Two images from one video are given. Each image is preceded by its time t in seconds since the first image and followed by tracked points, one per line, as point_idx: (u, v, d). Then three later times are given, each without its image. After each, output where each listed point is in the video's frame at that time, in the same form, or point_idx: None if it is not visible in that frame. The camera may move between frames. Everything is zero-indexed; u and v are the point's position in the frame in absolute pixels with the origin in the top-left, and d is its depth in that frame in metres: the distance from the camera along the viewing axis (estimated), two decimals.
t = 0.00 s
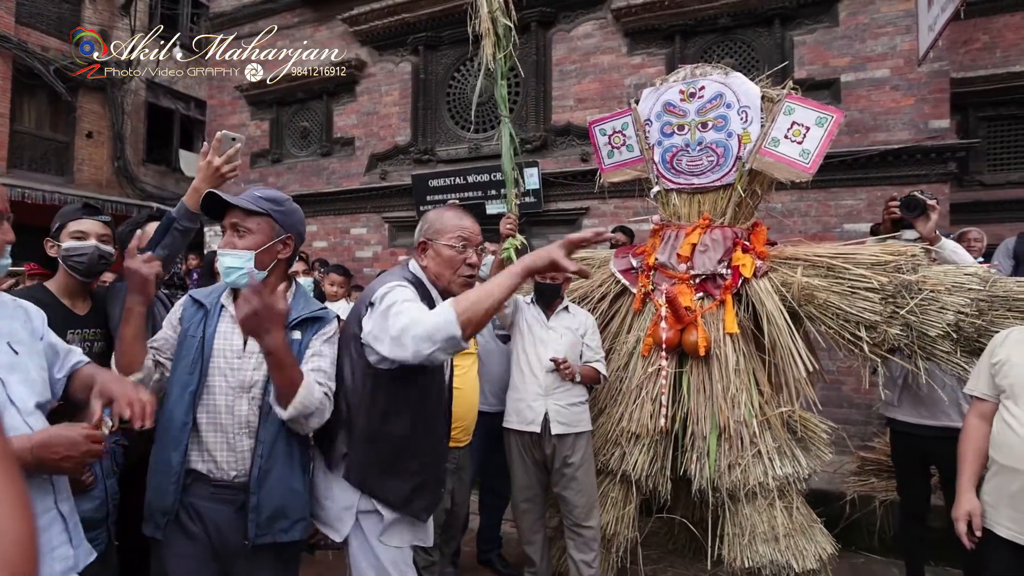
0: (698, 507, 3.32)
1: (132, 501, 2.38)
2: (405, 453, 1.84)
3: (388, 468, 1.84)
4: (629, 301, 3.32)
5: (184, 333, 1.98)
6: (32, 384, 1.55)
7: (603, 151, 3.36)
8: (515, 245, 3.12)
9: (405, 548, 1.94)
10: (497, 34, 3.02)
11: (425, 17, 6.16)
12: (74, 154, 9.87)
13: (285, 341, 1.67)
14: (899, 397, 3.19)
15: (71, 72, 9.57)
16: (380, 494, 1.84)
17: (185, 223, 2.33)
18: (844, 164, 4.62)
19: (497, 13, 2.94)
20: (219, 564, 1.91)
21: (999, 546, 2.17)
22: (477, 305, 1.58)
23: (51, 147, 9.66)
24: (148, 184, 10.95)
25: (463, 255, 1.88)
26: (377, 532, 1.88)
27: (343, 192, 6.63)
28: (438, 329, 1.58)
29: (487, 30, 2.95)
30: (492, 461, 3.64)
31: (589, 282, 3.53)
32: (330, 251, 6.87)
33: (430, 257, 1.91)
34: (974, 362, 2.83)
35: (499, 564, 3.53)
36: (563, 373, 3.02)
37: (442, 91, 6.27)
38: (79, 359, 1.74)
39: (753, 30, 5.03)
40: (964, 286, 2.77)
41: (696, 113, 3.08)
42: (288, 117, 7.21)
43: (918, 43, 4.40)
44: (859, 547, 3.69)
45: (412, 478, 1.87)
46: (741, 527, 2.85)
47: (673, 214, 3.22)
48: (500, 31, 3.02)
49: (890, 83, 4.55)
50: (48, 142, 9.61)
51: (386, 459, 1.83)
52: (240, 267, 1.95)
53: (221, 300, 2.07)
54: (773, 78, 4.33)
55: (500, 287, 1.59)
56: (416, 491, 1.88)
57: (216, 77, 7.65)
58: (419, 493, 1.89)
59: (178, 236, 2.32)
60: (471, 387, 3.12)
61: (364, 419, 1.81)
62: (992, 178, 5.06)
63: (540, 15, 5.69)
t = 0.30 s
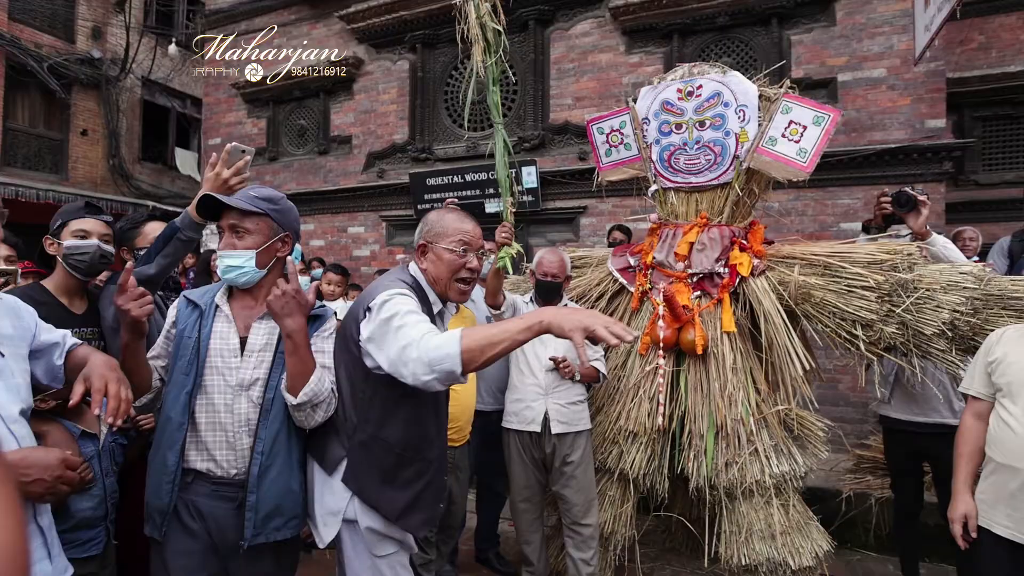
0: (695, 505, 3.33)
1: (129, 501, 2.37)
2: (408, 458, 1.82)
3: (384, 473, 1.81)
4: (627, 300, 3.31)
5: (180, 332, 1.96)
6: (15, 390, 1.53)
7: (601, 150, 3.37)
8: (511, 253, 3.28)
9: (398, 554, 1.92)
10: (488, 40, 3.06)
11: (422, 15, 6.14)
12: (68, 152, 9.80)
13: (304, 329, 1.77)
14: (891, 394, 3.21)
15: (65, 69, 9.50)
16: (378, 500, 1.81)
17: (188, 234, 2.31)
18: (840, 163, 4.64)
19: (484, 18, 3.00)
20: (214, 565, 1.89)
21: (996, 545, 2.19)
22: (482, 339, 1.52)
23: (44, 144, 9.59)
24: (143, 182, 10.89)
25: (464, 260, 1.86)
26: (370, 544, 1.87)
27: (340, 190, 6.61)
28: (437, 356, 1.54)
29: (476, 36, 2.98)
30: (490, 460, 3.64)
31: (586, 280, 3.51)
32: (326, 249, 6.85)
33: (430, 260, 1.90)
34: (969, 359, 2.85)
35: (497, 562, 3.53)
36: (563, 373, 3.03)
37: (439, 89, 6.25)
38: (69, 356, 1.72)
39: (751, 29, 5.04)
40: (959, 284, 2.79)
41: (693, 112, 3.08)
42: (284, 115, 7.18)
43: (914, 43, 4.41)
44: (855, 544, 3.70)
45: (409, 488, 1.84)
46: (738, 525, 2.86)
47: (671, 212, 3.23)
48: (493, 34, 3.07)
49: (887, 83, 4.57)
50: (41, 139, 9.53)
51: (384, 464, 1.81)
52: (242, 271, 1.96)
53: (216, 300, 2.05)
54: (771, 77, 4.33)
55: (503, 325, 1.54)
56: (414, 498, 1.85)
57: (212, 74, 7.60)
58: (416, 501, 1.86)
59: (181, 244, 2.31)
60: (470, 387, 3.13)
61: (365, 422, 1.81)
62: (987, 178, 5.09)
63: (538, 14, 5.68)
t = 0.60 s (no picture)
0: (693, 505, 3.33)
1: (125, 501, 2.37)
2: (391, 442, 1.83)
3: (370, 457, 1.83)
4: (625, 299, 3.32)
5: (177, 334, 1.97)
6: (48, 390, 1.57)
7: (599, 149, 3.37)
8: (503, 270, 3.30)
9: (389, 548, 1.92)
10: (487, 58, 3.02)
11: (420, 15, 6.14)
12: (67, 152, 9.80)
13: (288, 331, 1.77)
14: (883, 390, 3.21)
15: (64, 69, 9.50)
16: (360, 484, 1.83)
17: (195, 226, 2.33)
18: (839, 163, 4.63)
19: (484, 38, 2.95)
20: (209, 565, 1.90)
21: (993, 546, 2.18)
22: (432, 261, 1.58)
23: (43, 144, 9.59)
24: (142, 182, 10.89)
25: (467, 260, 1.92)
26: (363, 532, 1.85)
27: (338, 190, 6.61)
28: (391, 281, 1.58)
29: (476, 54, 2.94)
30: (488, 460, 3.64)
31: (583, 280, 3.51)
32: (325, 249, 6.86)
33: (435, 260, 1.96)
34: (968, 359, 2.84)
35: (494, 562, 3.53)
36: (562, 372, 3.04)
37: (438, 89, 6.25)
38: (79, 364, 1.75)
39: (749, 28, 5.03)
40: (957, 283, 2.78)
41: (691, 111, 3.08)
42: (283, 115, 7.18)
43: (913, 42, 4.40)
44: (854, 544, 3.71)
45: (389, 472, 1.86)
46: (736, 525, 2.86)
47: (668, 211, 3.22)
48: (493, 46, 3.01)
49: (885, 82, 4.56)
50: (40, 139, 9.53)
51: (367, 451, 1.82)
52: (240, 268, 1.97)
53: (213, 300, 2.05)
54: (769, 77, 4.33)
55: (450, 248, 1.58)
56: (397, 479, 1.87)
57: (210, 74, 7.60)
58: (400, 482, 1.88)
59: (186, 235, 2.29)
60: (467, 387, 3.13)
61: (348, 409, 1.82)
62: (985, 177, 5.08)
63: (536, 13, 5.67)
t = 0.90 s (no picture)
0: (689, 502, 3.34)
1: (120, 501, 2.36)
2: (388, 459, 1.82)
3: (367, 470, 1.82)
4: (622, 297, 3.33)
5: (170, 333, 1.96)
6: (89, 388, 1.67)
7: (596, 147, 3.37)
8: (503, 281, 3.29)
9: (382, 551, 1.92)
10: (488, 70, 3.03)
11: (417, 12, 6.12)
12: (61, 150, 9.74)
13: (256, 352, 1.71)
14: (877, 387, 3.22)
15: (58, 66, 9.44)
16: (356, 496, 1.83)
17: (191, 225, 2.22)
18: (835, 161, 4.64)
19: (487, 51, 2.97)
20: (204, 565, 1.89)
21: (985, 542, 2.20)
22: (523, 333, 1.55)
23: (36, 142, 9.52)
24: (137, 180, 10.83)
25: (473, 275, 1.85)
26: (355, 538, 1.87)
27: (335, 188, 6.59)
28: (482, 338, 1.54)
29: (478, 68, 2.96)
30: (485, 458, 3.64)
31: (580, 278, 3.52)
32: (321, 247, 6.84)
33: (438, 274, 1.89)
34: (962, 357, 2.86)
35: (491, 560, 3.54)
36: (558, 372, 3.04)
37: (435, 87, 6.24)
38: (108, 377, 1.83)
39: (746, 26, 5.03)
40: (953, 281, 2.80)
41: (688, 109, 3.08)
42: (279, 113, 7.16)
43: (909, 41, 4.41)
44: (850, 542, 3.72)
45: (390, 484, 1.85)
46: (733, 522, 2.87)
47: (665, 210, 3.22)
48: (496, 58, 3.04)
49: (882, 80, 4.57)
50: (33, 137, 9.47)
51: (367, 461, 1.81)
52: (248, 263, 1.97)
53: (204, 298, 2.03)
54: (766, 75, 4.33)
55: (544, 335, 1.52)
56: (393, 496, 1.86)
57: (205, 72, 7.56)
58: (398, 496, 1.87)
59: (184, 236, 2.23)
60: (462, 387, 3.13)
61: (351, 420, 1.82)
62: (981, 176, 5.10)
63: (533, 11, 5.66)
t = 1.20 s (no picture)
0: (687, 500, 3.34)
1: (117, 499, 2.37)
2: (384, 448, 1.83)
3: (359, 464, 1.82)
4: (620, 295, 3.33)
5: (171, 334, 1.92)
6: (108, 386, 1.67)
7: (594, 144, 3.35)
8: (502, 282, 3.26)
9: (381, 542, 1.90)
10: (486, 77, 3.00)
11: (414, 9, 6.09)
12: (57, 147, 9.71)
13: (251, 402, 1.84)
14: (878, 385, 3.22)
15: (54, 63, 9.42)
16: (351, 489, 1.82)
17: (192, 218, 2.23)
18: (834, 159, 4.63)
19: (484, 60, 2.92)
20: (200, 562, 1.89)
21: (980, 539, 2.20)
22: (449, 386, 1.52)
23: (32, 139, 9.49)
24: (134, 178, 10.80)
25: (448, 252, 1.85)
26: (352, 534, 1.84)
27: (332, 185, 6.58)
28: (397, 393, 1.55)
29: (475, 75, 2.91)
30: (482, 456, 3.64)
31: (578, 275, 3.51)
32: (319, 245, 6.83)
33: (414, 254, 1.89)
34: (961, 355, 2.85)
35: (489, 558, 3.54)
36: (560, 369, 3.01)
37: (432, 84, 6.22)
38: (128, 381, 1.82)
39: (745, 23, 5.01)
40: (952, 279, 2.79)
41: (687, 106, 3.07)
42: (276, 110, 7.14)
43: (909, 37, 4.40)
44: (847, 539, 3.72)
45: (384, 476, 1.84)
46: (731, 520, 2.87)
47: (663, 207, 3.21)
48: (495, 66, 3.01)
49: (881, 78, 4.55)
50: (29, 134, 9.43)
51: (359, 453, 1.81)
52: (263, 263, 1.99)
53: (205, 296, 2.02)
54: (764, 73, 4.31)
55: (475, 387, 1.50)
56: (386, 488, 1.85)
57: (202, 69, 7.54)
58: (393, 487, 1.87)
59: (185, 229, 2.23)
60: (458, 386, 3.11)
61: (341, 414, 1.81)
62: (979, 174, 5.09)
63: (531, 7, 5.63)
